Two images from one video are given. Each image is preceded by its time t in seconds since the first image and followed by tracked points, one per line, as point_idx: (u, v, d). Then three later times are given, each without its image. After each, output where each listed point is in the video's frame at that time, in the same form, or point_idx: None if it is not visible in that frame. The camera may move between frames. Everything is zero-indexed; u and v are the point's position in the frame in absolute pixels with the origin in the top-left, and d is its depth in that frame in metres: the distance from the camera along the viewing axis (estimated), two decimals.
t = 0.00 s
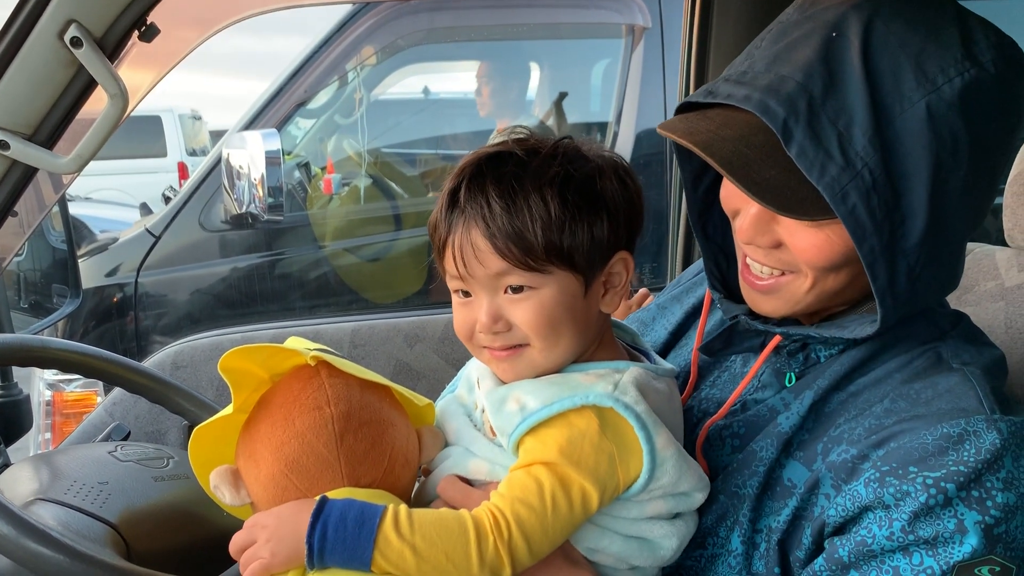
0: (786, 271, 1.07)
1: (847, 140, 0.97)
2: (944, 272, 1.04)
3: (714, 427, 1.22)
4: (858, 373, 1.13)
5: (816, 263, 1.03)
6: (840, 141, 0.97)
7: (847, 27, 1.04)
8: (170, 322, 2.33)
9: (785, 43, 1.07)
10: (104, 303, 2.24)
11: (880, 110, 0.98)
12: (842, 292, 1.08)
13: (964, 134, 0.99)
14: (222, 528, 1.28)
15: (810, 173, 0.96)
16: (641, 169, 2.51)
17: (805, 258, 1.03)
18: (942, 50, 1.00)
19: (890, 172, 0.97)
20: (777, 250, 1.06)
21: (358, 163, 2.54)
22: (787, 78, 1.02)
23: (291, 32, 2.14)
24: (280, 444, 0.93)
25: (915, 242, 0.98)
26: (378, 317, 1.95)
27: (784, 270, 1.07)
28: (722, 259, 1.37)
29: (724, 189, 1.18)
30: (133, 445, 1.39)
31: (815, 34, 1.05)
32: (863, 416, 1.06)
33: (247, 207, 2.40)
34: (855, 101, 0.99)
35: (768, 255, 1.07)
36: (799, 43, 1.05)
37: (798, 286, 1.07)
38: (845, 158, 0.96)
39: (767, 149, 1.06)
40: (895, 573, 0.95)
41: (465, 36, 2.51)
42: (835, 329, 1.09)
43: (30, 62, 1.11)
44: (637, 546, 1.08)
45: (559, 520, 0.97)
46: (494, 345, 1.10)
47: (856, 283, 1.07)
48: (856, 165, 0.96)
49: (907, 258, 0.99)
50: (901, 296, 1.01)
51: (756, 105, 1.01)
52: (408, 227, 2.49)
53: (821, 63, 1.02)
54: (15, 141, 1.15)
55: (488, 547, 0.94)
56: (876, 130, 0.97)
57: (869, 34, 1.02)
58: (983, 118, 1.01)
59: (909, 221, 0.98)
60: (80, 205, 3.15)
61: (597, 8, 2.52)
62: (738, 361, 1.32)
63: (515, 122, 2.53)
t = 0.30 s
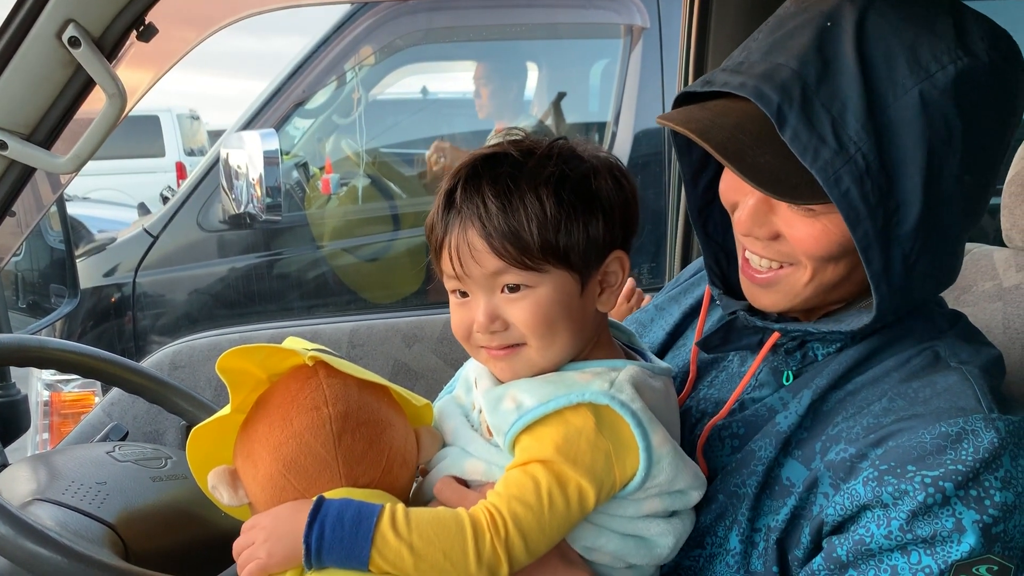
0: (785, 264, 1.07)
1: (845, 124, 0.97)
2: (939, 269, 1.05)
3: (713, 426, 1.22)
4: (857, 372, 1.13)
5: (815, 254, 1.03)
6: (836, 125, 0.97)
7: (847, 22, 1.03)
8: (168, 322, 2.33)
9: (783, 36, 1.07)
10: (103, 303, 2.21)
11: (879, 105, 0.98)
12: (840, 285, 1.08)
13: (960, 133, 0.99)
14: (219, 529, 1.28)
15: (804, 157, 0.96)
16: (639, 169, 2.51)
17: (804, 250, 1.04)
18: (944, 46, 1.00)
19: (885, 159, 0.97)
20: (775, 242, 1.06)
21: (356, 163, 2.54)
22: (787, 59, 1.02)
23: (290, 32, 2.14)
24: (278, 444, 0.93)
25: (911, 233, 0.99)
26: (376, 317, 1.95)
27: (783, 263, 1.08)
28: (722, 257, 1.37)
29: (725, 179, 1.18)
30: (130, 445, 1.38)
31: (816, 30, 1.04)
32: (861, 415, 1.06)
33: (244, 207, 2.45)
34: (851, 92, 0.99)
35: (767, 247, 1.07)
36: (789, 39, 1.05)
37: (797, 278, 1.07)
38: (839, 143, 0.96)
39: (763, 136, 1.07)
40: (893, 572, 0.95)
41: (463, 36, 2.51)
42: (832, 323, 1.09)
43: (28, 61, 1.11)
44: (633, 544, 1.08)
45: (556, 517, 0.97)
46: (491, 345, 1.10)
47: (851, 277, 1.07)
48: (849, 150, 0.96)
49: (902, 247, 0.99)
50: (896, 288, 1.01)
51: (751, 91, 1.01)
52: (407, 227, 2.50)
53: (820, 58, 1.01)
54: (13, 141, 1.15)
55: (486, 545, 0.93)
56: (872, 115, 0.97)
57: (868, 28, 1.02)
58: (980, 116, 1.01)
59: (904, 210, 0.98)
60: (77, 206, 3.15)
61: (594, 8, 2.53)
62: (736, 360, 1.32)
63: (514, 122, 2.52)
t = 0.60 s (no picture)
0: (788, 240, 1.07)
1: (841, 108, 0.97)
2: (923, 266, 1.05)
3: (716, 426, 1.23)
4: (858, 369, 1.13)
5: (818, 227, 1.03)
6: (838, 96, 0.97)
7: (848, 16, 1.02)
8: (168, 321, 2.32)
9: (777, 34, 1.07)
10: (102, 302, 2.22)
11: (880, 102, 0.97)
12: (842, 266, 1.06)
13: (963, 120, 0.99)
14: (220, 529, 1.28)
15: (796, 114, 0.97)
16: (639, 168, 2.51)
17: (807, 224, 1.04)
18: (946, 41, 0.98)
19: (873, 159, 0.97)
20: (779, 217, 1.07)
21: (356, 163, 2.54)
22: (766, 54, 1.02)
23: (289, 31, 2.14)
24: (271, 446, 0.93)
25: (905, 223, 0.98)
26: (376, 317, 1.95)
27: (786, 240, 1.07)
28: (734, 257, 1.37)
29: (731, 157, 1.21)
30: (131, 445, 1.38)
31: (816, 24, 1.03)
32: (862, 411, 1.07)
33: (244, 207, 2.44)
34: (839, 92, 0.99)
35: (770, 222, 1.07)
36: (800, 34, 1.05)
37: (800, 255, 1.06)
38: (832, 102, 0.97)
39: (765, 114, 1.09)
40: (890, 568, 0.95)
41: (463, 36, 2.51)
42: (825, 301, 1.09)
43: (28, 61, 1.11)
44: (614, 537, 1.09)
45: (540, 513, 0.97)
46: (480, 344, 1.12)
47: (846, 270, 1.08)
48: (843, 108, 0.96)
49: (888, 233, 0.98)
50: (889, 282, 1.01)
51: (751, 53, 1.03)
52: (403, 228, 2.49)
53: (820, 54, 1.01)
54: (13, 141, 1.15)
55: (479, 549, 0.94)
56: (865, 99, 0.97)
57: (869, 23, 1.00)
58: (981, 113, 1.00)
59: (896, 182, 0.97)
60: (78, 205, 3.15)
61: (594, 8, 2.52)
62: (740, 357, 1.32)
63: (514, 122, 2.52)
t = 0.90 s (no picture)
0: (813, 201, 1.17)
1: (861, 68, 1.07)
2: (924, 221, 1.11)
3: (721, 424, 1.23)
4: (863, 364, 1.14)
5: (843, 187, 1.13)
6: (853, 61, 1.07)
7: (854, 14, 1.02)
8: (169, 321, 2.32)
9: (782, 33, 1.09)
10: (103, 302, 2.22)
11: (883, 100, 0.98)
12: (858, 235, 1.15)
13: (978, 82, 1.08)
14: (222, 529, 1.28)
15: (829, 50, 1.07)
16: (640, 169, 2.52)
17: (834, 182, 1.14)
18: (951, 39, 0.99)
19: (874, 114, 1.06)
20: (805, 177, 1.17)
21: (356, 162, 2.54)
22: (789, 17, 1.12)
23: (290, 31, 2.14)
24: (269, 446, 0.93)
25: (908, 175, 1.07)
26: (377, 316, 1.95)
27: (811, 204, 1.17)
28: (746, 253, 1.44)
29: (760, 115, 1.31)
30: (132, 444, 1.39)
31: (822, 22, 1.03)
32: (866, 403, 1.08)
33: (245, 206, 2.42)
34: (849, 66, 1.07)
35: (796, 183, 1.17)
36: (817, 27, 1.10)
37: (827, 211, 1.15)
38: (860, 41, 1.07)
39: (778, 83, 1.22)
40: (894, 563, 0.95)
41: (465, 36, 2.51)
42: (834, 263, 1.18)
43: (30, 61, 1.11)
44: (602, 527, 1.09)
45: (536, 499, 0.99)
46: (478, 347, 1.14)
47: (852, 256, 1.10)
48: (870, 47, 1.07)
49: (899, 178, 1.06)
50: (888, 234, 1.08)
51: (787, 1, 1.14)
52: (401, 228, 2.50)
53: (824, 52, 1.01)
54: (15, 140, 1.15)
55: (478, 532, 0.95)
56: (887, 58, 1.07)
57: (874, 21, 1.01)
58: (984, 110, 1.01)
59: (907, 131, 1.07)
60: (78, 206, 3.15)
61: (595, 8, 2.52)
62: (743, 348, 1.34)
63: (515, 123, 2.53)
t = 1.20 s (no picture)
0: (775, 188, 1.19)
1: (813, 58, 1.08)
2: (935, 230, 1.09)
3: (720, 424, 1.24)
4: (862, 362, 1.14)
5: (802, 172, 1.15)
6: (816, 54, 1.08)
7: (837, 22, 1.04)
8: (170, 320, 2.32)
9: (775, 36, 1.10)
10: (104, 302, 2.21)
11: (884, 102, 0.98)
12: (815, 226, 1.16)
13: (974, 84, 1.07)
14: (223, 529, 1.28)
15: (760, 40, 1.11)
16: (640, 169, 2.51)
17: (795, 168, 1.16)
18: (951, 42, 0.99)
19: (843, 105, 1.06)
20: (768, 163, 1.19)
21: (357, 161, 2.55)
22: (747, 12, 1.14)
23: (290, 30, 2.14)
24: (270, 446, 0.93)
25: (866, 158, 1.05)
26: (377, 316, 1.95)
27: (775, 190, 1.19)
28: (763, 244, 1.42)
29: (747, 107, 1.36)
30: (133, 444, 1.39)
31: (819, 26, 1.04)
32: (864, 404, 1.08)
33: (246, 206, 2.42)
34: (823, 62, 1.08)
35: (761, 169, 1.20)
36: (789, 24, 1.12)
37: (783, 199, 1.17)
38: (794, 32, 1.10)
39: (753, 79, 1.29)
40: (896, 566, 0.94)
41: (465, 36, 2.51)
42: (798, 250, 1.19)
43: (31, 60, 1.11)
44: (602, 525, 1.10)
45: (538, 497, 1.00)
46: (473, 337, 1.15)
47: (839, 257, 1.08)
48: (800, 36, 1.10)
49: (832, 156, 1.05)
50: (838, 220, 1.05)
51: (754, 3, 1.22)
52: (401, 227, 2.51)
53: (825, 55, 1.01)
54: (16, 139, 1.15)
55: (482, 526, 0.95)
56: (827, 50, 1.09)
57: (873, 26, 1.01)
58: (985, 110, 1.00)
59: (840, 113, 1.06)
60: (80, 205, 3.15)
61: (595, 7, 2.52)
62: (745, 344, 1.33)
63: (515, 122, 2.55)
